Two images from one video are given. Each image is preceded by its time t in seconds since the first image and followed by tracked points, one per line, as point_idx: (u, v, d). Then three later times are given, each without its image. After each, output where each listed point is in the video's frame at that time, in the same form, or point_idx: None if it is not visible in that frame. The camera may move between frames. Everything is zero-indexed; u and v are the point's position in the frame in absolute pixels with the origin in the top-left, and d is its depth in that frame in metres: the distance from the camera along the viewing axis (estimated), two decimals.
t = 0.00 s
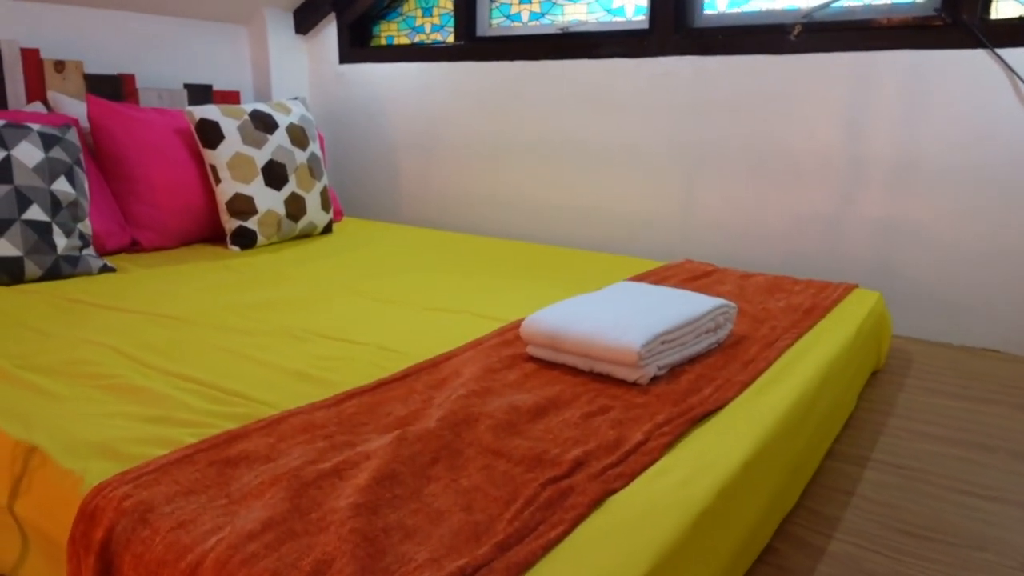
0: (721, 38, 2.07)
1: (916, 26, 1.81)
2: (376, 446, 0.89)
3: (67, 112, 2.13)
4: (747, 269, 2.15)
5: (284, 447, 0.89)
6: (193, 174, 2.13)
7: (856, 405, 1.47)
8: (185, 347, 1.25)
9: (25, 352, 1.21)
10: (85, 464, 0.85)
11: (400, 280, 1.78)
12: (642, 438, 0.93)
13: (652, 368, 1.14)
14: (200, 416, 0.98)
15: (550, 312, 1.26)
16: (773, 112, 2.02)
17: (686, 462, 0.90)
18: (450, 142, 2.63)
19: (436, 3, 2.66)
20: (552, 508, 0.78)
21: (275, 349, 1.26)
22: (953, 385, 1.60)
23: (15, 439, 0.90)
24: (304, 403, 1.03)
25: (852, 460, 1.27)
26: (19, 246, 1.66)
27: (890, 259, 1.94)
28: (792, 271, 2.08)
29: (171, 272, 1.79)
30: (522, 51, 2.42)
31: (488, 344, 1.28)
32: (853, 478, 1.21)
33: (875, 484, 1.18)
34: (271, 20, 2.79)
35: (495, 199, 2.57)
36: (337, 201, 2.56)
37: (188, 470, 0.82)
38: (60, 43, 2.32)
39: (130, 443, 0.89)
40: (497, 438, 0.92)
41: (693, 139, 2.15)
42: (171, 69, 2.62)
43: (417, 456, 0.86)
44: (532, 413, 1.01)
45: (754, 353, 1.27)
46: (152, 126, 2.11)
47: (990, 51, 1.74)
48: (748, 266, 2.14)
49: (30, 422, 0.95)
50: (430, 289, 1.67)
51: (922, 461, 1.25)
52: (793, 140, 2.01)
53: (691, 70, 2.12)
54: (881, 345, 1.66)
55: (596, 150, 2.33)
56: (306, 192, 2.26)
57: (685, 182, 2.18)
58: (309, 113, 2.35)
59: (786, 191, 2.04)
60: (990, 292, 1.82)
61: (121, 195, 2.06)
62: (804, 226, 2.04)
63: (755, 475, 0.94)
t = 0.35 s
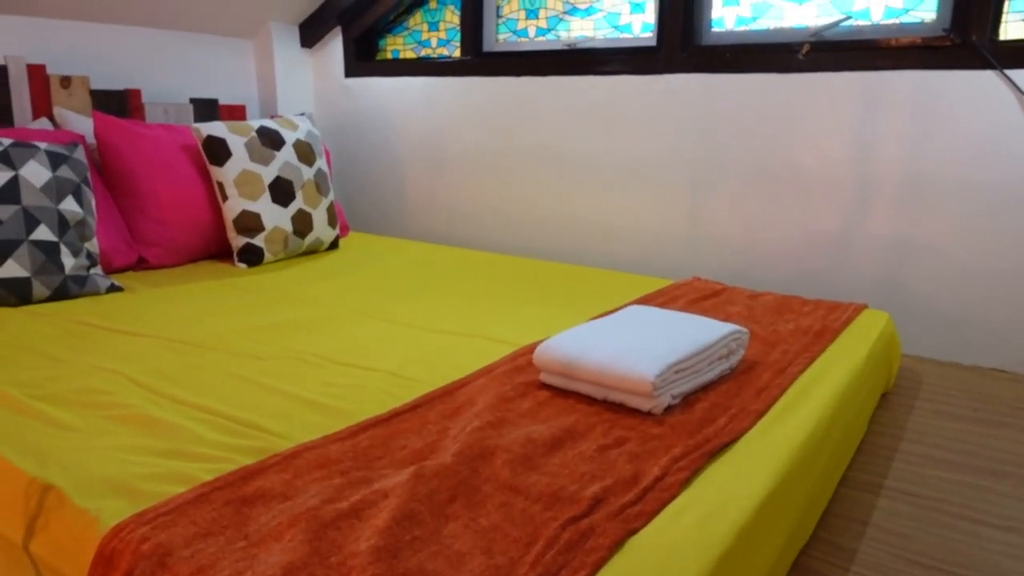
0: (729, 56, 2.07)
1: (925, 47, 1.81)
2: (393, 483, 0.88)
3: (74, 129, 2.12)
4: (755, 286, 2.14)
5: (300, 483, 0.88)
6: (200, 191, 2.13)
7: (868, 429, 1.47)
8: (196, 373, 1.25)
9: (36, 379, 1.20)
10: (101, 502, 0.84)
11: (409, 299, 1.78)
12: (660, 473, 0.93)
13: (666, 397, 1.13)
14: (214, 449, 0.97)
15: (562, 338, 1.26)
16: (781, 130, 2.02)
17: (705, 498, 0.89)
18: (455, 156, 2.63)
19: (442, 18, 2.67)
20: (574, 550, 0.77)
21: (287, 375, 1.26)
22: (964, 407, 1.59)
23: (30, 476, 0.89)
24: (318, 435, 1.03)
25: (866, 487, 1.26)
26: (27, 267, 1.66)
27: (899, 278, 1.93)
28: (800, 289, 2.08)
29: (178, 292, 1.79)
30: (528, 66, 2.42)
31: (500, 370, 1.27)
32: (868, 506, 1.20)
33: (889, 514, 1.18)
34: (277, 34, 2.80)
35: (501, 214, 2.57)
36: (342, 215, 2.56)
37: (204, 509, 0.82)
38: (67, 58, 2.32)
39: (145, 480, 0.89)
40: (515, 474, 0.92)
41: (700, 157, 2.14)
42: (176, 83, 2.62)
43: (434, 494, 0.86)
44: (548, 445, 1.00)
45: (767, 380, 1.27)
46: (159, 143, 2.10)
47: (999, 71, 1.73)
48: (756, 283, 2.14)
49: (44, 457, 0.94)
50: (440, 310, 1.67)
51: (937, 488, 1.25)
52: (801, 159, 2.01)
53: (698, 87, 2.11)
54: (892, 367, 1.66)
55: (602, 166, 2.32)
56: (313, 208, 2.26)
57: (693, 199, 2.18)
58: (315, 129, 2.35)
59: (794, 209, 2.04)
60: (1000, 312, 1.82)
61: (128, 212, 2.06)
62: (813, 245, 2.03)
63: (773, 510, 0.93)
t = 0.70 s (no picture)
0: (736, 92, 2.07)
1: (934, 85, 1.82)
2: (416, 542, 0.87)
3: (83, 164, 2.12)
4: (764, 322, 2.13)
5: (322, 543, 0.87)
6: (209, 226, 2.12)
7: (886, 472, 1.45)
8: (210, 421, 1.24)
9: (50, 427, 1.19)
10: (122, 565, 0.83)
11: (420, 338, 1.77)
12: (686, 530, 0.91)
13: (687, 447, 1.12)
14: (233, 505, 0.96)
15: (579, 384, 1.25)
16: (789, 167, 2.02)
17: (733, 558, 0.88)
18: (462, 189, 2.63)
19: (449, 52, 2.69)
20: None
21: (302, 421, 1.25)
22: (980, 449, 1.58)
23: (48, 536, 0.88)
24: (337, 488, 1.02)
25: (887, 535, 1.25)
26: (37, 306, 1.65)
27: (910, 315, 1.93)
28: (810, 325, 2.07)
29: (188, 332, 1.78)
30: (536, 100, 2.43)
31: (517, 417, 1.26)
32: (890, 556, 1.19)
33: (911, 564, 1.16)
34: (284, 67, 2.81)
35: (509, 247, 2.57)
36: (349, 248, 2.56)
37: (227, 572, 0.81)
38: (76, 94, 2.33)
39: (165, 540, 0.87)
40: (539, 532, 0.90)
41: (709, 193, 2.15)
42: (183, 117, 2.63)
43: (459, 555, 0.84)
44: (570, 499, 0.99)
45: (785, 426, 1.26)
46: (169, 178, 2.10)
47: (1009, 110, 1.74)
48: (765, 319, 2.13)
49: (62, 514, 0.93)
50: (452, 350, 1.66)
51: (958, 537, 1.24)
52: (810, 196, 2.01)
53: (706, 123, 2.12)
54: (906, 406, 1.65)
55: (610, 200, 2.33)
56: (320, 243, 2.26)
57: (701, 235, 2.18)
58: (323, 164, 2.36)
59: (803, 245, 2.04)
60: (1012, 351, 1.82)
61: (137, 248, 2.05)
62: (822, 280, 2.03)
63: (801, 568, 0.92)
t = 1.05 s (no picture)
0: (745, 148, 2.08)
1: (944, 143, 1.83)
2: None
3: (95, 218, 2.13)
4: (778, 378, 2.11)
5: None
6: (218, 280, 2.12)
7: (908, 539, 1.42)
8: (220, 489, 1.21)
9: (56, 496, 1.17)
10: None
11: (431, 396, 1.75)
12: None
13: (707, 519, 1.10)
14: None
15: (595, 451, 1.23)
16: (800, 221, 2.02)
17: None
18: (471, 241, 2.64)
19: (458, 104, 2.72)
20: None
21: (313, 489, 1.23)
22: (1004, 513, 1.55)
23: None
24: (350, 565, 0.99)
25: None
26: (45, 365, 1.63)
27: (925, 371, 1.91)
28: (825, 381, 2.05)
29: (197, 390, 1.76)
30: (544, 153, 2.44)
31: (531, 485, 1.24)
32: None
33: None
34: (295, 120, 2.85)
35: (517, 299, 2.56)
36: (358, 300, 2.55)
37: None
38: (88, 149, 2.35)
39: None
40: None
41: (719, 247, 2.14)
42: (194, 169, 2.65)
43: None
44: None
45: (806, 495, 1.23)
46: (179, 233, 2.11)
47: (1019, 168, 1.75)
48: (779, 375, 2.11)
49: None
50: (463, 410, 1.64)
51: None
52: (821, 252, 2.00)
53: (715, 177, 2.13)
54: (926, 467, 1.62)
55: (620, 254, 2.32)
56: (329, 295, 2.26)
57: (712, 290, 2.17)
58: (333, 217, 2.37)
59: (815, 299, 2.03)
60: None
61: (146, 303, 2.04)
62: (835, 335, 2.01)
63: None
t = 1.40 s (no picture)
0: (755, 209, 2.08)
1: (956, 207, 1.83)
2: None
3: (104, 280, 2.13)
4: (794, 442, 2.07)
5: None
6: (227, 342, 2.11)
7: None
8: (225, 569, 1.18)
9: None
10: None
11: (441, 463, 1.72)
12: None
13: None
14: None
15: (612, 529, 1.20)
16: (812, 284, 2.01)
17: None
18: (480, 300, 2.63)
19: (467, 164, 2.74)
20: None
21: (321, 568, 1.19)
22: None
23: None
24: None
25: None
26: (51, 434, 1.61)
27: (945, 436, 1.87)
28: (842, 446, 2.01)
29: (204, 457, 1.74)
30: (553, 213, 2.45)
31: (546, 564, 1.20)
32: None
33: None
34: (306, 179, 2.87)
35: (527, 359, 2.54)
36: (367, 359, 2.53)
37: None
38: (101, 210, 2.38)
39: None
40: None
41: (730, 308, 2.13)
42: (205, 229, 2.67)
43: None
44: None
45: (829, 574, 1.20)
46: (188, 294, 2.11)
47: None
48: (794, 439, 2.07)
49: None
50: (475, 479, 1.61)
51: None
52: (835, 315, 1.99)
53: (725, 239, 2.13)
54: (950, 538, 1.57)
55: (631, 314, 2.31)
56: (338, 356, 2.25)
57: (724, 352, 2.15)
58: (343, 276, 2.37)
59: (829, 362, 2.00)
60: None
61: (153, 366, 2.03)
62: (851, 399, 1.98)
63: None
